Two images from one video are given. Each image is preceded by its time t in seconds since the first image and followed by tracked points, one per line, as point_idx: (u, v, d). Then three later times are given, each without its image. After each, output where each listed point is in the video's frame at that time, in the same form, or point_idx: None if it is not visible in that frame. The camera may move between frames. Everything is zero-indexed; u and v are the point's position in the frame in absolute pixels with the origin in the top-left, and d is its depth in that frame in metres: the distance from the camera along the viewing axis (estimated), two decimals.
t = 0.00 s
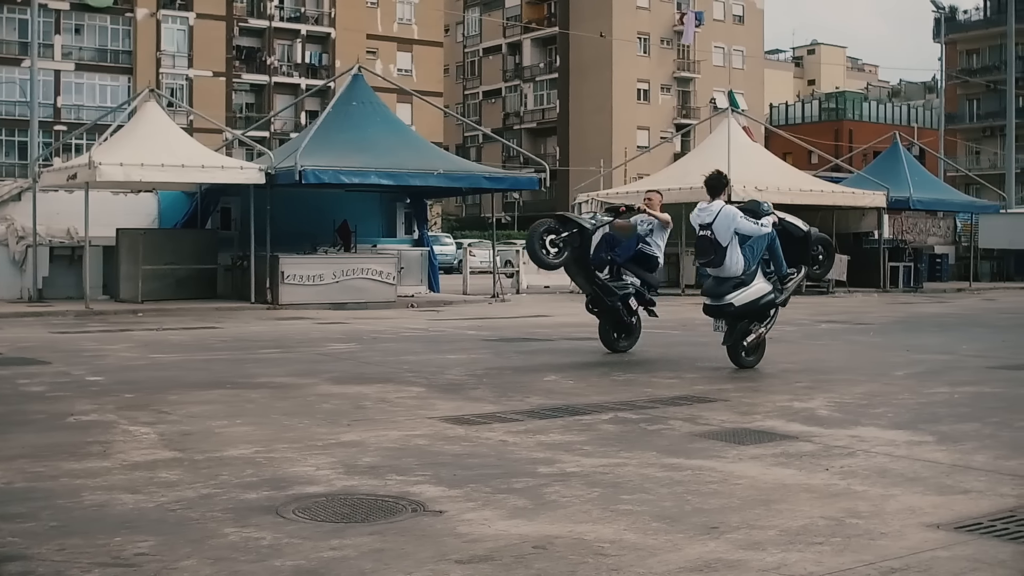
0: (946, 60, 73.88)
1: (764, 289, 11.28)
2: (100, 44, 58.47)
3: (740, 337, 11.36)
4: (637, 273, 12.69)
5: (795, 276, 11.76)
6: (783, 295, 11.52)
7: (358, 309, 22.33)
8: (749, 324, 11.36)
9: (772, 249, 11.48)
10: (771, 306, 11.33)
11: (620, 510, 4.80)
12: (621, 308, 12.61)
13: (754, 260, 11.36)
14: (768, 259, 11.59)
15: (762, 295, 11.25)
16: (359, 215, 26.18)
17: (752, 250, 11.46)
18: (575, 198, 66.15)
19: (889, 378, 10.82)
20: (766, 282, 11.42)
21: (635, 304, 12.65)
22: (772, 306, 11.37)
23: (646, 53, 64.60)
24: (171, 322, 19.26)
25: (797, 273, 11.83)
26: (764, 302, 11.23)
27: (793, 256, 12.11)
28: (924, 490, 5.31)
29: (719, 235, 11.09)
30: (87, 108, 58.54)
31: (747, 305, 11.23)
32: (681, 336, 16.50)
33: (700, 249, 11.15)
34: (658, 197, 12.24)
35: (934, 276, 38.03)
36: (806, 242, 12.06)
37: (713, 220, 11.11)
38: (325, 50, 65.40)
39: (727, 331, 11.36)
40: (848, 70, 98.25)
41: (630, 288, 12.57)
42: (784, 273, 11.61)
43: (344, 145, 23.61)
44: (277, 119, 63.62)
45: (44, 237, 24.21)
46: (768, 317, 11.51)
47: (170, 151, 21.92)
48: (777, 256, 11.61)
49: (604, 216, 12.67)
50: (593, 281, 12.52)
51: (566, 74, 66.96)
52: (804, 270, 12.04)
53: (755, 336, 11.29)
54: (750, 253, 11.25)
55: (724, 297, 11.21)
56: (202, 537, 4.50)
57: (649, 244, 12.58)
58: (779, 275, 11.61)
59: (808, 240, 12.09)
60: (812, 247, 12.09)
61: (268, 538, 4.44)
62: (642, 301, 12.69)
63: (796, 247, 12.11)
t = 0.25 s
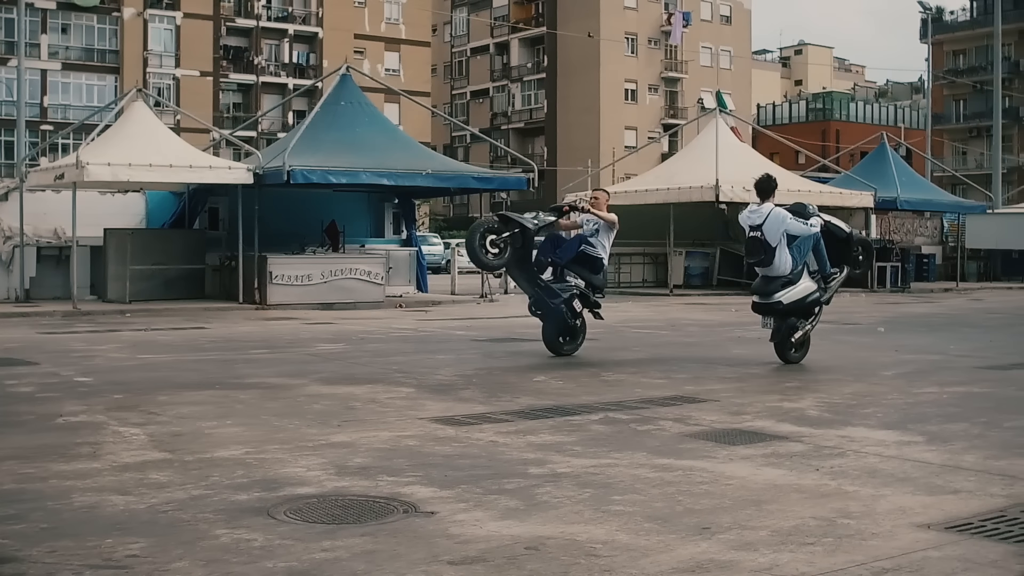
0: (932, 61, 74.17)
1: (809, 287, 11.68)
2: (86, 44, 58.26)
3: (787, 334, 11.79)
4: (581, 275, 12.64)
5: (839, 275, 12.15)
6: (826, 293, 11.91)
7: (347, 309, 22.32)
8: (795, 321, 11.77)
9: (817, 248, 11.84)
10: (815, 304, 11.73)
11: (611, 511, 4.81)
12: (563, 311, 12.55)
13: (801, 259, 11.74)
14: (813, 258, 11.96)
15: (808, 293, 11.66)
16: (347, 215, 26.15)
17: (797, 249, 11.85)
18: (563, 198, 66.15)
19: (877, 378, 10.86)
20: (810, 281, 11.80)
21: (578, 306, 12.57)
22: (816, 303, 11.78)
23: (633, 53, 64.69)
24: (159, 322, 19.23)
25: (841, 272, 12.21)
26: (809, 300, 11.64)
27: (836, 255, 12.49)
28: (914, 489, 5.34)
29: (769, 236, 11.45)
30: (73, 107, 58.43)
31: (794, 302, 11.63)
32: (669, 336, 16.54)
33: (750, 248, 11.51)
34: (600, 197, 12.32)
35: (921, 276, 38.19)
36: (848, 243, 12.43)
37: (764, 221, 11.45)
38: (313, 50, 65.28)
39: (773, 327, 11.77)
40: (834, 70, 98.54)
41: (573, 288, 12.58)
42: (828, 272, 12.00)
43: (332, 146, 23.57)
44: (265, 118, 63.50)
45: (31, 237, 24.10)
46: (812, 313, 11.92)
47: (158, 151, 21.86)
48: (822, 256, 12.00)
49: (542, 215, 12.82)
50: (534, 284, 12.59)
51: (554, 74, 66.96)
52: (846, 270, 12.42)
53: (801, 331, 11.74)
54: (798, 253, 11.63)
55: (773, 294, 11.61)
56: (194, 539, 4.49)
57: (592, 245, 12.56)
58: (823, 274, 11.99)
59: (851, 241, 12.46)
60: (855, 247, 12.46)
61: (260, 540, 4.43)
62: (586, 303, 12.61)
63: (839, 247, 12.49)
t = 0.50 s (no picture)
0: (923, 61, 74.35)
1: (845, 285, 12.03)
2: (76, 44, 58.14)
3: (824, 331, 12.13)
4: (532, 276, 12.41)
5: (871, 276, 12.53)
6: (859, 292, 12.29)
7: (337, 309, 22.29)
8: (831, 318, 12.14)
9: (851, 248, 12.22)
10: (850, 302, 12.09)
11: (604, 511, 4.82)
12: (515, 312, 12.23)
13: (837, 259, 12.13)
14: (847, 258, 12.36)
15: (845, 291, 12.01)
16: (339, 215, 26.13)
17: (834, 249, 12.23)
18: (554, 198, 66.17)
19: (870, 378, 10.89)
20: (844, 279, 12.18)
21: (530, 308, 12.30)
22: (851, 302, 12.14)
23: (624, 53, 64.76)
24: (150, 322, 19.19)
25: (873, 272, 12.60)
26: (847, 297, 11.99)
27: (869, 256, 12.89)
28: (908, 489, 5.35)
29: (808, 236, 11.82)
30: (63, 107, 58.41)
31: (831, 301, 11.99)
32: (661, 335, 16.56)
33: (790, 248, 11.89)
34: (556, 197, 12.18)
35: (911, 276, 38.28)
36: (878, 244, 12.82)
37: (803, 222, 11.81)
38: (303, 49, 65.21)
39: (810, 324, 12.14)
40: (825, 70, 98.68)
41: (525, 290, 12.27)
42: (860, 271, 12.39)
43: (325, 145, 23.57)
44: (256, 118, 63.39)
45: (20, 237, 24.04)
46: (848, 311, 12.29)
47: (148, 150, 21.82)
48: (855, 256, 12.40)
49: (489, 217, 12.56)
50: (484, 284, 12.22)
51: (545, 74, 67.02)
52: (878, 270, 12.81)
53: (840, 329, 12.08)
54: (835, 253, 12.01)
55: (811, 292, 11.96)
56: (186, 540, 4.49)
57: (544, 246, 12.35)
58: (855, 273, 12.37)
59: (881, 241, 12.85)
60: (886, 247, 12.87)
61: (254, 542, 4.43)
62: (537, 305, 12.37)
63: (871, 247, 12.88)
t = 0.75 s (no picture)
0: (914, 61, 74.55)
1: (880, 285, 12.44)
2: (68, 43, 57.96)
3: (860, 329, 12.52)
4: (482, 277, 12.09)
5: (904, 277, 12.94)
6: (894, 292, 12.70)
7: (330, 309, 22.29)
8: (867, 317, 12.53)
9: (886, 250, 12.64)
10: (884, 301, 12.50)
11: (599, 512, 4.83)
12: (465, 314, 11.87)
13: (873, 259, 12.54)
14: (882, 260, 12.77)
15: (880, 291, 12.42)
16: (331, 215, 26.14)
17: (869, 250, 12.65)
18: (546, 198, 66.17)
19: (863, 377, 10.91)
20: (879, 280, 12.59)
21: (481, 309, 11.97)
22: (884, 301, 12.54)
23: (616, 54, 64.85)
24: (143, 323, 19.16)
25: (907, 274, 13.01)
26: (882, 297, 12.40)
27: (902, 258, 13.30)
28: (902, 489, 5.36)
29: (846, 236, 12.26)
30: (55, 107, 58.27)
31: (867, 299, 12.39)
32: (654, 335, 16.59)
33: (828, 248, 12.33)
34: (510, 197, 11.93)
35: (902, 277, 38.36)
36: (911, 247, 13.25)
37: (842, 223, 12.25)
38: (295, 49, 65.11)
39: (846, 322, 12.54)
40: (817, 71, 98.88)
41: (475, 291, 11.94)
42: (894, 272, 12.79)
43: (317, 145, 23.55)
44: (248, 118, 63.25)
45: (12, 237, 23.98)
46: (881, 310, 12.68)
47: (140, 150, 21.78)
48: (890, 258, 12.80)
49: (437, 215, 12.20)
50: (431, 286, 11.86)
51: (537, 75, 67.03)
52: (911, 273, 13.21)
53: (873, 327, 12.49)
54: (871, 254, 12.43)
55: (848, 291, 12.38)
56: (183, 542, 4.48)
57: (495, 248, 12.06)
58: (890, 274, 12.78)
59: (914, 245, 13.27)
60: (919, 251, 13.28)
61: (250, 542, 4.42)
62: (488, 307, 12.05)
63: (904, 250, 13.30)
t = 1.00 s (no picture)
0: (908, 61, 74.68)
1: (913, 285, 12.69)
2: (62, 43, 57.90)
3: (894, 328, 12.78)
4: (433, 277, 11.73)
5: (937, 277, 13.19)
6: (927, 291, 12.95)
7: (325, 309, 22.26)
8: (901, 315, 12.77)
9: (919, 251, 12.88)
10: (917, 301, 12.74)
11: (596, 512, 4.83)
12: (413, 315, 11.55)
13: (907, 260, 12.79)
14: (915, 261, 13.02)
15: (913, 291, 12.66)
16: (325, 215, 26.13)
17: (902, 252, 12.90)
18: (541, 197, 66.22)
19: (859, 377, 10.93)
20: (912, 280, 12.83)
21: (429, 310, 11.62)
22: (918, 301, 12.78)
23: (610, 54, 64.90)
24: (138, 323, 19.14)
25: (939, 274, 13.26)
26: (914, 297, 12.65)
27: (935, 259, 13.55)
28: (898, 489, 5.37)
29: (882, 237, 12.50)
30: (49, 106, 58.23)
31: (901, 299, 12.64)
32: (649, 335, 16.62)
33: (863, 249, 12.58)
34: (464, 197, 11.54)
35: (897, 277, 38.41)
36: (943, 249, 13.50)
37: (879, 225, 12.49)
38: (289, 49, 65.06)
39: (880, 320, 12.78)
40: (811, 71, 98.99)
41: (425, 292, 11.58)
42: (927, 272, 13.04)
43: (312, 145, 23.53)
44: (242, 118, 63.18)
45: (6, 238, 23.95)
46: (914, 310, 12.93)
47: (134, 150, 21.75)
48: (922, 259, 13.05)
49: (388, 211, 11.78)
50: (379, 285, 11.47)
51: (532, 75, 67.06)
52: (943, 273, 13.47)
53: (906, 326, 12.70)
54: (906, 255, 12.68)
55: (882, 291, 12.64)
56: (179, 542, 4.48)
57: (447, 248, 11.67)
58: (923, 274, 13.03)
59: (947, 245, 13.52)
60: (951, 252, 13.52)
61: (247, 543, 4.42)
62: (438, 308, 11.71)
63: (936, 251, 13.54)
